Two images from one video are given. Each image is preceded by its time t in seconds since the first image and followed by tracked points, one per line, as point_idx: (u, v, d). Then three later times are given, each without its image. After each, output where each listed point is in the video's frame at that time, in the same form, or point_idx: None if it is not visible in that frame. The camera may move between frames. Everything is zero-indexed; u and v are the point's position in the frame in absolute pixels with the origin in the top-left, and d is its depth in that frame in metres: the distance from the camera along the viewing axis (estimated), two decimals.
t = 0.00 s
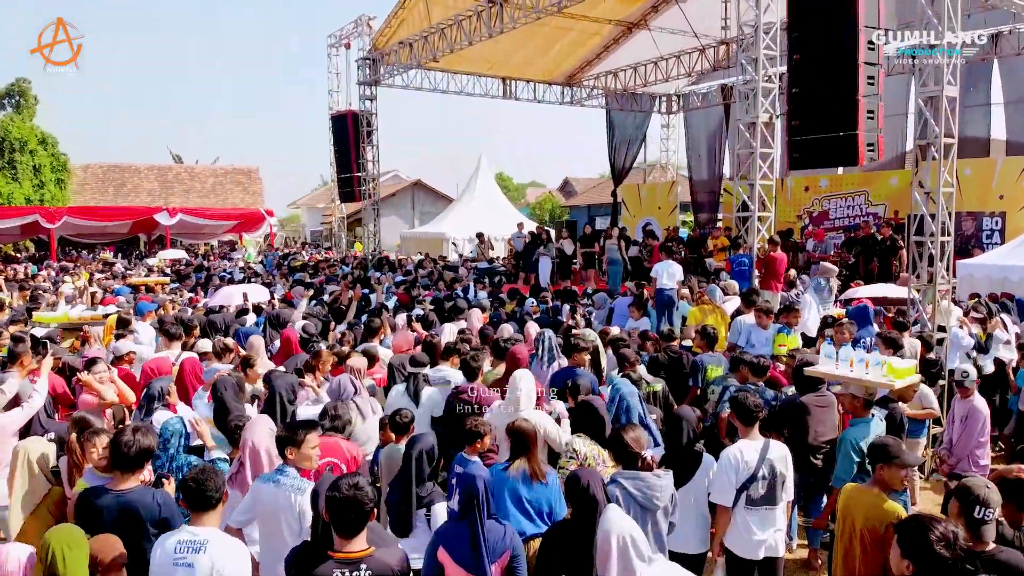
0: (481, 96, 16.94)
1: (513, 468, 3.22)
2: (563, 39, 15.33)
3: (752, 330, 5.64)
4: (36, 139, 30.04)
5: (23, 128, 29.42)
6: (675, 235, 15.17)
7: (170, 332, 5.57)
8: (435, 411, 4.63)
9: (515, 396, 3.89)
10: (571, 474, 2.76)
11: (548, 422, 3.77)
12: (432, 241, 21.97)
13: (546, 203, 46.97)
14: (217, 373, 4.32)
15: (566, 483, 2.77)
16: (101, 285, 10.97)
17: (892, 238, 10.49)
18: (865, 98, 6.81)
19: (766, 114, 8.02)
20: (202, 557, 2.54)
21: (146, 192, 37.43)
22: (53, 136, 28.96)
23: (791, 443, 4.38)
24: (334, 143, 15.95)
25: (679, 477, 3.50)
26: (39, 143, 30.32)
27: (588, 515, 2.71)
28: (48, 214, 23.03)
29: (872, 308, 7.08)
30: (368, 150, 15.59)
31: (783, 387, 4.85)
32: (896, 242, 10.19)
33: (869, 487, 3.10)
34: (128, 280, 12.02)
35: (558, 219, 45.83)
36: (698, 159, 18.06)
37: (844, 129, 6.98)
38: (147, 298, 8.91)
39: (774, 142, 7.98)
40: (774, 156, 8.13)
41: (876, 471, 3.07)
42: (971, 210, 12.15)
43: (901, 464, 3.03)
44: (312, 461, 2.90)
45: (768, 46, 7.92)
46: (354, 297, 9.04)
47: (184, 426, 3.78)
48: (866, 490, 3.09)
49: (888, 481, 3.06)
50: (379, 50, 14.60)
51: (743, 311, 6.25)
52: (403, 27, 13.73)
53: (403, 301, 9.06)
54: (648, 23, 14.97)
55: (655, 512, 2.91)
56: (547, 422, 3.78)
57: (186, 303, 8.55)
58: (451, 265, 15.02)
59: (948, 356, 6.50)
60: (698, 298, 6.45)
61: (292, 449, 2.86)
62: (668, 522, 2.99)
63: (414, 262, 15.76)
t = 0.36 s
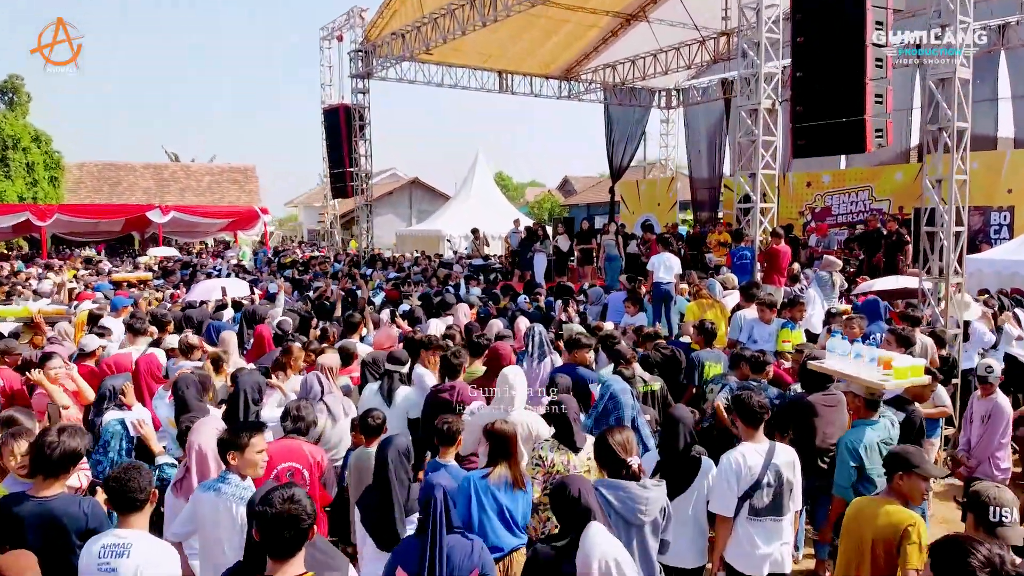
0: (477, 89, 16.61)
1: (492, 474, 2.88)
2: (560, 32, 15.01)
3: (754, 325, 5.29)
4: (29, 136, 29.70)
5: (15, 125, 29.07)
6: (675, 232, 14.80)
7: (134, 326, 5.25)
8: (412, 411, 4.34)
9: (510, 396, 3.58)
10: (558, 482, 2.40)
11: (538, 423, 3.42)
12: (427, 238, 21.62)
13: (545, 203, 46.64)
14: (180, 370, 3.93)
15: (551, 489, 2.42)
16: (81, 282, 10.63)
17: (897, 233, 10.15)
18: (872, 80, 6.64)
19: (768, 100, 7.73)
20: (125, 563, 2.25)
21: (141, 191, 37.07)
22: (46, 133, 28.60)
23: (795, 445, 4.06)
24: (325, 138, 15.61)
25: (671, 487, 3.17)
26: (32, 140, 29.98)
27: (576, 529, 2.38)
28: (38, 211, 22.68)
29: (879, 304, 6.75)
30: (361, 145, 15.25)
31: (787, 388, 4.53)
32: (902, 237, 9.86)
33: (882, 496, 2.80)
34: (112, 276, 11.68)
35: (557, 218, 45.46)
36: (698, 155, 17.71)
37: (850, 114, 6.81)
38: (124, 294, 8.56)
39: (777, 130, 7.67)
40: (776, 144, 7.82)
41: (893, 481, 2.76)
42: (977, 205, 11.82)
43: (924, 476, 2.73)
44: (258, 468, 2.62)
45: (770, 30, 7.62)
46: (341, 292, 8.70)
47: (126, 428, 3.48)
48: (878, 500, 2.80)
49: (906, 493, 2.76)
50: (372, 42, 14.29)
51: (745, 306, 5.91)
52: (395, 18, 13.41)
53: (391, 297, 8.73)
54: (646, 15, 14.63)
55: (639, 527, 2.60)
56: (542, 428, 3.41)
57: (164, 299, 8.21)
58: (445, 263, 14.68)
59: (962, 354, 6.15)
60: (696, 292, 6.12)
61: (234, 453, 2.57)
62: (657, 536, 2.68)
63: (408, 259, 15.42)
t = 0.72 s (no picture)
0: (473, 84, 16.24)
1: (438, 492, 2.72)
2: (557, 25, 14.67)
3: (759, 325, 4.94)
4: (22, 134, 29.38)
5: (7, 123, 28.73)
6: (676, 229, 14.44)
7: (94, 326, 4.91)
8: (387, 416, 3.98)
9: (458, 399, 3.39)
10: (530, 504, 2.20)
11: (493, 426, 3.41)
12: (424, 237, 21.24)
13: (545, 202, 46.36)
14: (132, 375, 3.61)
15: (523, 513, 2.20)
16: (60, 281, 10.29)
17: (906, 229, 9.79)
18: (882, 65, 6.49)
19: (773, 88, 7.41)
20: (30, 570, 2.09)
21: (136, 190, 36.70)
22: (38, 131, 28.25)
23: (805, 457, 3.69)
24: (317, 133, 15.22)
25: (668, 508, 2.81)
26: (25, 138, 29.66)
27: (547, 553, 2.14)
28: (28, 210, 22.29)
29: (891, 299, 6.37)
30: (354, 140, 14.88)
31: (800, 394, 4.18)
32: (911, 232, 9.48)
33: (902, 518, 2.41)
34: (94, 275, 11.34)
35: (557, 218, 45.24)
36: (699, 151, 17.34)
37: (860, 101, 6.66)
38: (101, 293, 8.22)
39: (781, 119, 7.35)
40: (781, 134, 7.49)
41: (908, 499, 2.37)
42: (986, 201, 11.46)
43: (943, 493, 2.31)
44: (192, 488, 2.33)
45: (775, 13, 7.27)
46: (326, 290, 8.35)
47: (59, 439, 3.27)
48: (896, 521, 2.40)
49: (924, 512, 2.35)
50: (364, 35, 13.97)
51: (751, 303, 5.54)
52: (388, 10, 13.08)
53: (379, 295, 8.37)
54: (645, 8, 14.26)
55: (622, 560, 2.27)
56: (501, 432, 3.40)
57: (141, 298, 7.87)
58: (438, 261, 14.32)
59: (977, 354, 5.82)
60: (697, 289, 5.75)
61: (163, 472, 2.29)
62: (649, 571, 2.33)
63: (401, 257, 15.06)
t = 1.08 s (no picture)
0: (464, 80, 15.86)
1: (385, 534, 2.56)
2: (550, 21, 14.33)
3: (762, 331, 4.56)
4: (8, 133, 28.92)
5: None
6: (672, 229, 14.07)
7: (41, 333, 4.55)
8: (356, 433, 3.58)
9: (418, 416, 3.16)
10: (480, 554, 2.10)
11: (455, 449, 3.12)
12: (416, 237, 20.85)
13: (540, 202, 45.99)
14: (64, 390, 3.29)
15: (472, 560, 2.12)
16: (31, 282, 9.89)
17: (909, 229, 9.43)
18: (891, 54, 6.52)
19: (774, 80, 7.11)
20: None
21: (125, 189, 36.22)
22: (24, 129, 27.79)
23: (816, 480, 3.38)
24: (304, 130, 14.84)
25: (661, 549, 2.46)
26: (11, 136, 29.19)
27: None
28: (11, 209, 21.82)
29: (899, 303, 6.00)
30: (341, 137, 14.50)
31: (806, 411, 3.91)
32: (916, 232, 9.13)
33: (927, 566, 2.04)
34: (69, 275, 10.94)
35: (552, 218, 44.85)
36: (696, 150, 16.98)
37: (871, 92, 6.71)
38: (68, 295, 7.84)
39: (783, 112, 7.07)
40: (782, 128, 7.16)
41: (933, 545, 2.01)
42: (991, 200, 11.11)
43: (975, 539, 1.94)
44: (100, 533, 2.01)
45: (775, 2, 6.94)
46: (306, 292, 7.97)
47: None
48: (919, 570, 2.04)
49: (955, 562, 1.98)
50: (351, 29, 13.61)
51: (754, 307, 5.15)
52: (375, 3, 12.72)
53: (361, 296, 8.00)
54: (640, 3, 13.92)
55: None
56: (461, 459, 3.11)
57: (110, 300, 7.49)
58: (427, 261, 13.94)
59: (991, 361, 5.49)
60: (695, 292, 5.38)
61: (65, 514, 1.97)
62: None
63: (390, 257, 14.68)
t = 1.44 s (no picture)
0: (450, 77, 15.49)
1: None
2: (538, 15, 13.98)
3: (762, 340, 4.22)
4: None
5: None
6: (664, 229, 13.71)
7: None
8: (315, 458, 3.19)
9: (409, 450, 2.75)
10: None
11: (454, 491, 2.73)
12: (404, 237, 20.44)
13: (531, 201, 45.57)
14: None
15: None
16: None
17: (910, 229, 9.07)
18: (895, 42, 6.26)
19: (771, 72, 6.79)
20: None
21: (110, 189, 35.69)
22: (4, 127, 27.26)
23: (823, 511, 3.00)
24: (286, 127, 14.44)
25: None
26: None
27: None
28: None
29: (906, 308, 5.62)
30: (323, 134, 14.10)
31: (808, 424, 3.64)
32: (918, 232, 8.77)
33: None
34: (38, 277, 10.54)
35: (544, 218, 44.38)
36: (687, 149, 16.65)
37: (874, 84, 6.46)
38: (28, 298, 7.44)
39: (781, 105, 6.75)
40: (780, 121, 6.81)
41: None
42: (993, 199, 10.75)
43: None
44: None
45: None
46: (280, 295, 7.58)
47: None
48: None
49: None
50: (334, 23, 13.21)
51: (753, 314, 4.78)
52: None
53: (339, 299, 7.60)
54: None
55: None
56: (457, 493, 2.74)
57: (73, 304, 7.10)
58: (412, 263, 13.56)
59: (1005, 370, 5.14)
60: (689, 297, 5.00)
61: None
62: None
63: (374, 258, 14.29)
